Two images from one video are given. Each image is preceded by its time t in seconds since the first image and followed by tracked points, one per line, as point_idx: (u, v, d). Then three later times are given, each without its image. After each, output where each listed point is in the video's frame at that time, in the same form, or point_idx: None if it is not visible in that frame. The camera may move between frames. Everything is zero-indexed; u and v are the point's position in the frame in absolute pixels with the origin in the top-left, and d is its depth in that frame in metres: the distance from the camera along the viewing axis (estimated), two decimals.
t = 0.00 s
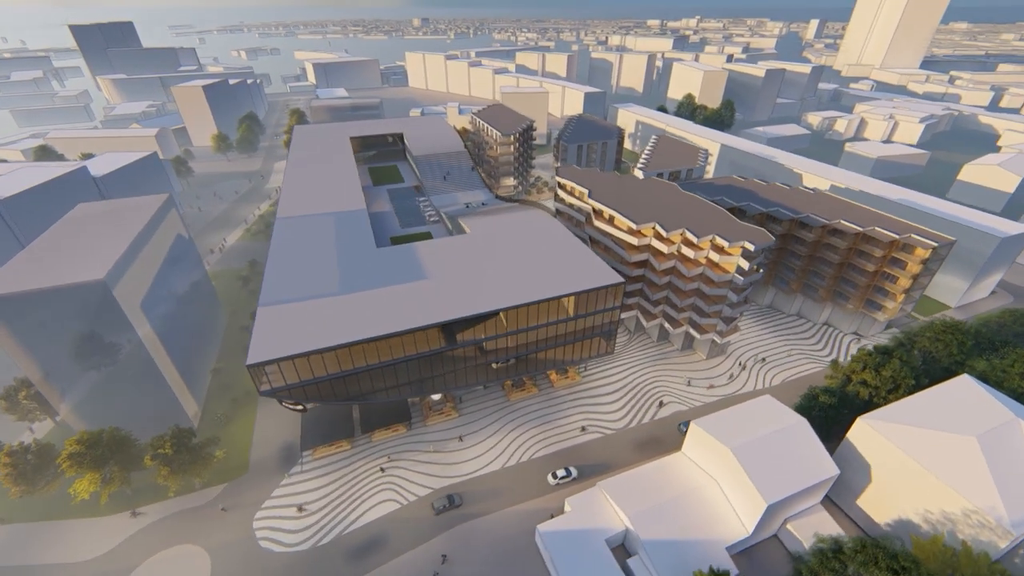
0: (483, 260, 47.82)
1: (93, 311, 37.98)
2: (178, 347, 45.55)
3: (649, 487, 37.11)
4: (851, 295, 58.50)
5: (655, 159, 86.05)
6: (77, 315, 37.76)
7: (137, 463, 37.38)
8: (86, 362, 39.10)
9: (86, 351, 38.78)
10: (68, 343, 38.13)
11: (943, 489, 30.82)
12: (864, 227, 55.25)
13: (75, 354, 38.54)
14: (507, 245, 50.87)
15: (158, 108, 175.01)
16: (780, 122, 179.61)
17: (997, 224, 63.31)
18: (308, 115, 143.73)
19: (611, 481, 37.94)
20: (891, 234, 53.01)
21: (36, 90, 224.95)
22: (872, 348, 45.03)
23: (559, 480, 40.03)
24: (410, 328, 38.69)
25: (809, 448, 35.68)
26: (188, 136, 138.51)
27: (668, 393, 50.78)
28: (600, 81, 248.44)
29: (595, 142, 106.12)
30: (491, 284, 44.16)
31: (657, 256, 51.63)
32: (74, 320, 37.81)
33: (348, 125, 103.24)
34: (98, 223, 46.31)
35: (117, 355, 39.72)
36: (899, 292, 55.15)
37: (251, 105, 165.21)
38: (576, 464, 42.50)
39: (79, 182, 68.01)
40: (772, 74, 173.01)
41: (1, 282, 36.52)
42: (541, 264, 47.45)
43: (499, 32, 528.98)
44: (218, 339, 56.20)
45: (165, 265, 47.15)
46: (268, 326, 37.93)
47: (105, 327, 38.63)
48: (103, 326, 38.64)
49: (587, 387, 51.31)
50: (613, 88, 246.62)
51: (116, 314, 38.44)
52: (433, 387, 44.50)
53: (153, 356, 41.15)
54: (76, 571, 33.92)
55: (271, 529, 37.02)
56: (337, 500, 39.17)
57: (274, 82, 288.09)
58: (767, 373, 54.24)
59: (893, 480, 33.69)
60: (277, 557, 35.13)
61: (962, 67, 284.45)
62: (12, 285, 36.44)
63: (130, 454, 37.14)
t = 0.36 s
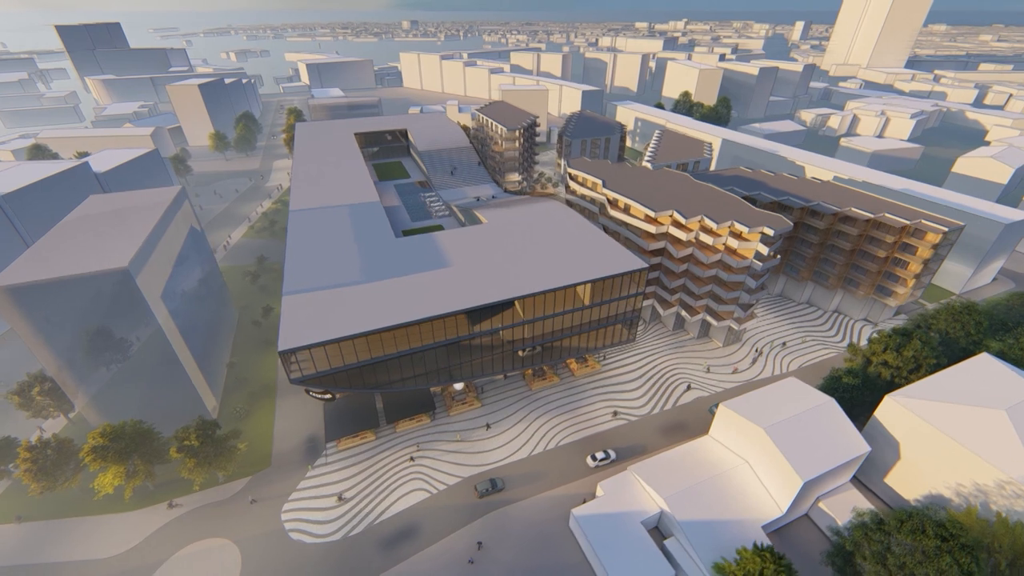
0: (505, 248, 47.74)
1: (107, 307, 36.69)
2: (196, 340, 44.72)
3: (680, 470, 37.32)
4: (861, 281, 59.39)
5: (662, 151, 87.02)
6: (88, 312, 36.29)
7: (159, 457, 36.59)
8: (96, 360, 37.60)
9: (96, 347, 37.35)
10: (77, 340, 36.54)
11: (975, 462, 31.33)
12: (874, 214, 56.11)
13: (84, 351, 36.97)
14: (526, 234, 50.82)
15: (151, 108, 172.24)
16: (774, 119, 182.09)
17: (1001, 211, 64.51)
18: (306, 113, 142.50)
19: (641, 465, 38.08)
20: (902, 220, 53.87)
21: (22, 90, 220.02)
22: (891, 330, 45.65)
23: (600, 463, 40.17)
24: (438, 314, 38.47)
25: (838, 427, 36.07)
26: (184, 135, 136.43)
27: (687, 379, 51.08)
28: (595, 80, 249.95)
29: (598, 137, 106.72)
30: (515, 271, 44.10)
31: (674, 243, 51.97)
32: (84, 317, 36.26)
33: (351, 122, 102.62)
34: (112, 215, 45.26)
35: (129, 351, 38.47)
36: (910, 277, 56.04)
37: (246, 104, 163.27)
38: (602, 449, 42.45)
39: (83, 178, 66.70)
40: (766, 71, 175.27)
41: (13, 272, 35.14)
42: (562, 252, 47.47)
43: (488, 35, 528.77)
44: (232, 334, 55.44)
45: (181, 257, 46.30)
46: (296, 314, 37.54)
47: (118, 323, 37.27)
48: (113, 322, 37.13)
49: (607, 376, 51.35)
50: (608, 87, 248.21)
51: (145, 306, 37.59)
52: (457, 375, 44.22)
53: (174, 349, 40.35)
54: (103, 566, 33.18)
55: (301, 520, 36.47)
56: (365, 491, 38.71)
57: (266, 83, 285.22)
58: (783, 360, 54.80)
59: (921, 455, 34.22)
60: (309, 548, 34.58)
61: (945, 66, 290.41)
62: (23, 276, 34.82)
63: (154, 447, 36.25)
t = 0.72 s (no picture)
0: (526, 236, 47.64)
1: (118, 300, 35.51)
2: (215, 332, 43.93)
3: (711, 452, 37.46)
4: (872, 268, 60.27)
5: (668, 144, 88.15)
6: (98, 307, 35.10)
7: (184, 449, 35.81)
8: (107, 355, 36.55)
9: (108, 343, 36.25)
10: (87, 335, 35.34)
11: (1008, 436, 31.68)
12: (885, 201, 56.94)
13: (95, 347, 35.86)
14: (545, 222, 50.76)
15: (144, 108, 169.57)
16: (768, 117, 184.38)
17: (1004, 199, 65.50)
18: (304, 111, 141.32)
19: (672, 448, 38.16)
20: (912, 207, 54.74)
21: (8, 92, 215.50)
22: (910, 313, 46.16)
23: (641, 443, 40.67)
24: (466, 300, 38.25)
25: (867, 406, 36.51)
26: (180, 134, 134.56)
27: (706, 366, 51.30)
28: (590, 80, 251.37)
29: (601, 132, 107.20)
30: (540, 257, 44.04)
31: (692, 231, 52.31)
32: (94, 312, 35.02)
33: (354, 119, 102.01)
34: (126, 205, 44.25)
35: (141, 346, 37.30)
36: (920, 263, 56.95)
37: (242, 104, 161.43)
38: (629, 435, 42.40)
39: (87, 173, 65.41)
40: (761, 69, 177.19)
41: (29, 259, 34.07)
42: (583, 239, 47.50)
43: (479, 37, 529.41)
44: (246, 328, 54.65)
45: (198, 249, 45.51)
46: (323, 300, 37.13)
47: (130, 318, 36.08)
48: (125, 316, 35.94)
49: (627, 364, 51.36)
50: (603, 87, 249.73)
51: (168, 295, 36.84)
52: (481, 364, 43.97)
53: (195, 339, 39.63)
54: (133, 559, 32.42)
55: (331, 510, 35.86)
56: (394, 479, 38.21)
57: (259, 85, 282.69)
58: (798, 346, 55.29)
59: (950, 432, 34.65)
60: (343, 537, 34.05)
61: (930, 66, 295.96)
62: (43, 263, 33.75)
63: (178, 439, 35.44)
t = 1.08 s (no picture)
0: (546, 224, 47.66)
1: (133, 291, 34.60)
2: (235, 322, 43.21)
3: (741, 434, 37.52)
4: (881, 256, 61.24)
5: (674, 138, 88.74)
6: (114, 299, 34.26)
7: (209, 439, 35.08)
8: (124, 349, 35.69)
9: (123, 336, 35.34)
10: (106, 327, 34.50)
11: None
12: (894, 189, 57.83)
13: (110, 341, 34.95)
14: (564, 210, 50.81)
15: (138, 109, 167.33)
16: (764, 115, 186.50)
17: (1007, 187, 66.57)
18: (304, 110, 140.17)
19: (701, 431, 38.20)
20: (922, 194, 55.58)
21: None
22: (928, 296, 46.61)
23: (678, 424, 40.99)
24: (494, 284, 38.11)
25: (895, 385, 36.85)
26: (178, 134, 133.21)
27: (725, 353, 51.49)
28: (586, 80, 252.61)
29: (606, 128, 107.80)
30: (564, 244, 44.07)
31: (708, 219, 52.63)
32: (113, 302, 34.18)
33: (358, 115, 101.56)
34: (144, 195, 43.52)
35: (156, 338, 36.46)
36: (929, 250, 57.90)
37: (239, 103, 159.92)
38: (655, 421, 42.29)
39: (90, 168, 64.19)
40: (756, 68, 179.19)
41: (52, 244, 33.18)
42: (604, 226, 47.63)
43: (472, 40, 529.74)
44: (261, 322, 53.97)
45: (215, 239, 44.81)
46: (352, 285, 36.87)
47: (148, 308, 35.23)
48: (140, 308, 35.08)
49: (647, 351, 51.45)
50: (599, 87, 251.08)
51: (190, 283, 36.17)
52: (505, 351, 43.83)
53: (217, 329, 38.98)
54: (161, 552, 31.67)
55: (362, 499, 35.27)
56: (422, 469, 37.65)
57: (253, 86, 280.32)
58: (814, 333, 55.79)
59: (978, 409, 35.05)
60: (375, 526, 33.42)
61: (916, 66, 301.52)
62: (66, 248, 32.86)
63: (204, 430, 34.70)
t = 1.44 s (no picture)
0: (566, 212, 47.57)
1: (144, 284, 33.50)
2: (254, 312, 42.43)
3: (770, 417, 37.50)
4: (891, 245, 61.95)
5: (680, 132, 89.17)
6: (137, 284, 33.31)
7: (235, 430, 34.27)
8: (144, 339, 34.91)
9: (141, 327, 34.55)
10: (128, 315, 33.71)
11: None
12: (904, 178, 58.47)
13: (131, 329, 34.14)
14: (582, 199, 50.77)
15: (132, 110, 165.06)
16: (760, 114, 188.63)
17: (1011, 176, 67.59)
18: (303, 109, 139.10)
19: (730, 415, 38.13)
20: (932, 181, 56.20)
21: None
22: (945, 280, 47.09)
23: (716, 404, 41.82)
24: (521, 269, 37.87)
25: (921, 365, 37.20)
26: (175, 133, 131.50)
27: (743, 341, 51.59)
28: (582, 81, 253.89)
29: (609, 124, 108.40)
30: (587, 230, 44.00)
31: (725, 207, 52.91)
32: (135, 289, 33.28)
33: (362, 112, 101.07)
34: (160, 184, 42.69)
35: (168, 332, 35.60)
36: (939, 237, 58.59)
37: (236, 102, 158.40)
38: (680, 407, 42.11)
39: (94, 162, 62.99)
40: (751, 67, 181.52)
41: (74, 229, 32.29)
42: (623, 213, 47.67)
43: (464, 43, 531.56)
44: (274, 316, 53.12)
45: (232, 229, 44.08)
46: (380, 270, 36.47)
47: (170, 294, 34.30)
48: (153, 301, 34.09)
49: (666, 340, 51.40)
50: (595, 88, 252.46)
51: (214, 270, 35.38)
52: (529, 338, 43.58)
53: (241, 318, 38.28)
54: (189, 544, 30.84)
55: (392, 489, 34.64)
56: (451, 458, 37.10)
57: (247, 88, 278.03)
58: (829, 321, 56.12)
59: (1004, 387, 35.38)
60: (408, 515, 32.83)
61: (903, 68, 306.98)
62: (88, 232, 31.92)
63: (229, 420, 33.90)
